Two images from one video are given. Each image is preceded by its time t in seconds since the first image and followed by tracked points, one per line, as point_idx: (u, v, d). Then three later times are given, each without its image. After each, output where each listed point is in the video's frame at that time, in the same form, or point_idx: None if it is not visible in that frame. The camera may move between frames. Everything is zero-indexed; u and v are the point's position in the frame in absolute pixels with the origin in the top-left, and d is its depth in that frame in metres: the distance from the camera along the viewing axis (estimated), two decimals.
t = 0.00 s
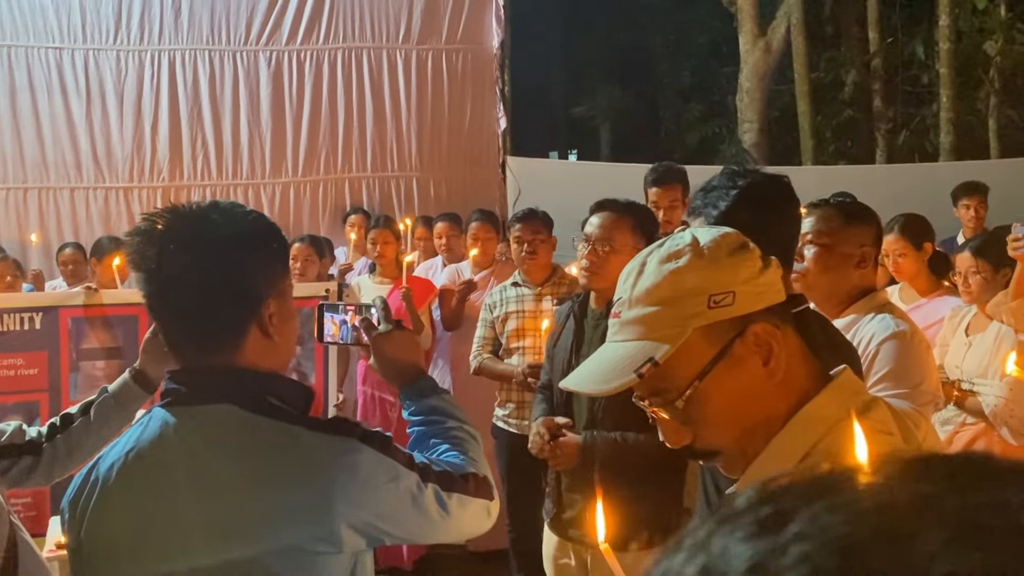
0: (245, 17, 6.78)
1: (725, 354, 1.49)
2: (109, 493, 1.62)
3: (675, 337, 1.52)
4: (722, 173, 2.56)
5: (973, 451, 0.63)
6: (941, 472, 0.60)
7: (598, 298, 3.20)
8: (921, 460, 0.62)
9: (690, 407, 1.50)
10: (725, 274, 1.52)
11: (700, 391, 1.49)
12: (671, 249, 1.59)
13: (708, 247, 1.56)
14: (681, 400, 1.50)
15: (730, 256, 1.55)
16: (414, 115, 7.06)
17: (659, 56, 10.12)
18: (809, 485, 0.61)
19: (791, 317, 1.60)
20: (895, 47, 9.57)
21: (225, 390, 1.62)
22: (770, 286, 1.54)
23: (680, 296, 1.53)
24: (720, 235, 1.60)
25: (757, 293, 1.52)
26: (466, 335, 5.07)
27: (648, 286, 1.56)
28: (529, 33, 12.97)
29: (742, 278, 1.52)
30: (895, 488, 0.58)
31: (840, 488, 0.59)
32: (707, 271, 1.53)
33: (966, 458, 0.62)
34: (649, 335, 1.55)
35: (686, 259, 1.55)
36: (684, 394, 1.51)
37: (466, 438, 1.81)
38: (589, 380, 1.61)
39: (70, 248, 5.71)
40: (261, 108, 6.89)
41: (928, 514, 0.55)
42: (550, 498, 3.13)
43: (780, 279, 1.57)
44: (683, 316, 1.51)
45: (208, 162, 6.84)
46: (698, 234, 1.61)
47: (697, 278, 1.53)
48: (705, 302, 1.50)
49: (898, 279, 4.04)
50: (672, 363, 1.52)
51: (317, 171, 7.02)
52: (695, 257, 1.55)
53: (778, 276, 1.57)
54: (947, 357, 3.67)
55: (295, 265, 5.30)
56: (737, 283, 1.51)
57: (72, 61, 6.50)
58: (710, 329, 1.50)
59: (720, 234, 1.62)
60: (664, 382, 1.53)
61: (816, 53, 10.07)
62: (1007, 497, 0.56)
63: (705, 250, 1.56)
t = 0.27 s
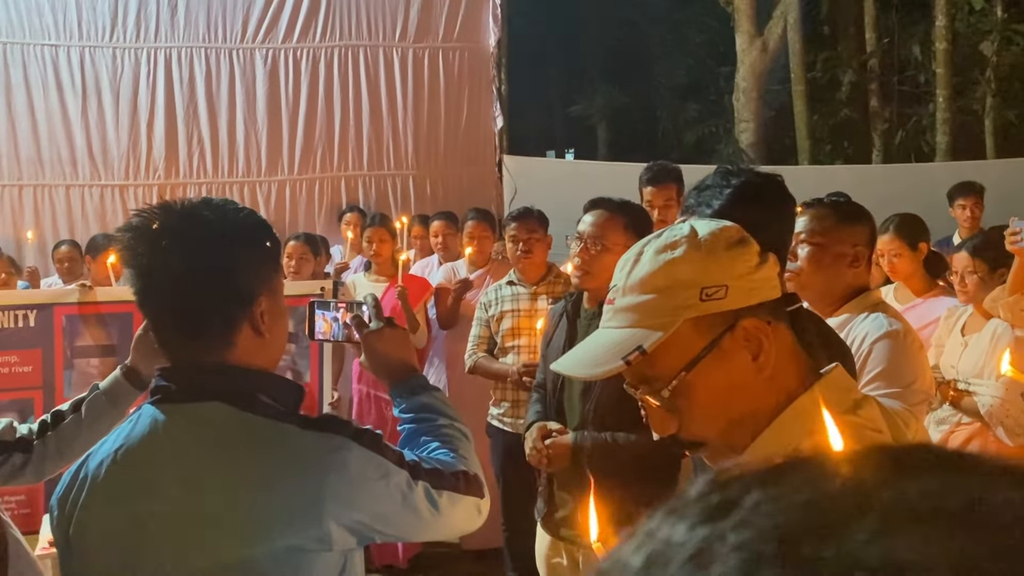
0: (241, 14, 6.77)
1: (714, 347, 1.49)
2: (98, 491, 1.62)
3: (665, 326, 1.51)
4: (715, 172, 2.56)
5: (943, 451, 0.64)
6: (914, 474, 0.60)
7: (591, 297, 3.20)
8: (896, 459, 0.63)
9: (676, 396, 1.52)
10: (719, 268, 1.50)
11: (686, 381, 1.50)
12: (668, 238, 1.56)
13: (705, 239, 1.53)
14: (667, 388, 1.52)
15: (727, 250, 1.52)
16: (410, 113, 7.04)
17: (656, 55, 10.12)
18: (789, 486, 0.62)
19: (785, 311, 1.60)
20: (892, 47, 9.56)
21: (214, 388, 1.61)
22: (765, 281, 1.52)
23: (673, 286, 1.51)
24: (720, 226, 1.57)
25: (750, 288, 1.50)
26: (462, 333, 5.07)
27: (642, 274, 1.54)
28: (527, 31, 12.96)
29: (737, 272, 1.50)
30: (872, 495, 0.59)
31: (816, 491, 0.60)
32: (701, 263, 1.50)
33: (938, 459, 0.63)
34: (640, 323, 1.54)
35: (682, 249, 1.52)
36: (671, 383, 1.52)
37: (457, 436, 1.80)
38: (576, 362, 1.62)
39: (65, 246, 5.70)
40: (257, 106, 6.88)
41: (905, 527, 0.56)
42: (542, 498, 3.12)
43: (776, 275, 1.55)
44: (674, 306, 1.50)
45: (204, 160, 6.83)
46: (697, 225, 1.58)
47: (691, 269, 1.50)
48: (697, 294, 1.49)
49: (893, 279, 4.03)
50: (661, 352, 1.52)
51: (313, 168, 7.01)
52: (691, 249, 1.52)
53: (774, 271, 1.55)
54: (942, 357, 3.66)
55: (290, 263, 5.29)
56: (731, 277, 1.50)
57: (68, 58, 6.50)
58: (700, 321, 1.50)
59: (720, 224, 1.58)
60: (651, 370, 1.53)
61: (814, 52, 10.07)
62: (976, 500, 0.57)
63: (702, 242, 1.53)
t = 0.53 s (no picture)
0: (238, 12, 6.76)
1: (702, 338, 1.51)
2: (89, 487, 1.61)
3: (657, 310, 1.55)
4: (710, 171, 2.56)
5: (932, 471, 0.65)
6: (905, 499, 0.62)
7: (586, 296, 3.20)
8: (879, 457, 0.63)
9: (659, 379, 1.54)
10: (716, 260, 1.52)
11: (672, 365, 1.53)
12: (673, 226, 1.58)
13: (707, 231, 1.55)
14: (653, 369, 1.55)
15: (727, 244, 1.54)
16: (407, 111, 7.02)
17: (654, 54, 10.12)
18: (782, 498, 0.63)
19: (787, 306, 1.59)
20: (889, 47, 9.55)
21: (207, 385, 1.61)
22: (763, 278, 1.53)
23: (668, 273, 1.54)
24: (726, 218, 1.59)
25: (745, 284, 1.51)
26: (458, 332, 5.06)
27: (642, 259, 1.58)
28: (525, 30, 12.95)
29: (733, 266, 1.52)
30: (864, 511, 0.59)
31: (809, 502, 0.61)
32: (698, 254, 1.53)
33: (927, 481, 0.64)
34: (634, 305, 1.58)
35: (682, 238, 1.55)
36: (656, 366, 1.55)
37: (451, 434, 1.80)
38: (575, 338, 1.68)
39: (61, 243, 5.70)
40: (254, 104, 6.87)
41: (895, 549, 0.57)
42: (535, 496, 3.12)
43: (778, 275, 1.55)
44: (667, 292, 1.54)
45: (200, 157, 6.82)
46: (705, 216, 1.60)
47: (689, 258, 1.53)
48: (690, 283, 1.52)
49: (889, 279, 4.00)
50: (649, 335, 1.55)
51: (309, 167, 7.00)
52: (690, 240, 1.55)
53: (775, 268, 1.56)
54: (939, 357, 3.65)
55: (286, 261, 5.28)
56: (726, 271, 1.52)
57: (64, 55, 6.50)
58: (690, 311, 1.52)
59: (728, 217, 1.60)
60: (640, 352, 1.57)
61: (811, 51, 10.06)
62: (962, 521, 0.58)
63: (703, 233, 1.55)
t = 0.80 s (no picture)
0: (236, 10, 6.76)
1: (697, 332, 1.53)
2: (88, 486, 1.61)
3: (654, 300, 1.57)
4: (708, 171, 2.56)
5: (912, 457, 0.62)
6: (867, 475, 0.58)
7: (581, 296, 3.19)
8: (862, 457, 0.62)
9: (653, 366, 1.57)
10: (716, 256, 1.52)
11: (666, 355, 1.55)
12: (679, 219, 1.59)
13: (711, 227, 1.55)
14: (648, 357, 1.57)
15: (729, 242, 1.54)
16: (406, 109, 7.01)
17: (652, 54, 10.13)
18: (746, 471, 0.60)
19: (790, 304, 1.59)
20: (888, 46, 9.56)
21: (206, 385, 1.61)
22: (765, 278, 1.52)
23: (667, 265, 1.56)
24: (733, 216, 1.59)
25: (743, 283, 1.51)
26: (455, 330, 5.06)
27: (646, 251, 1.59)
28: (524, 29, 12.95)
29: (733, 265, 1.52)
30: (826, 488, 0.57)
31: (774, 479, 0.58)
32: (698, 250, 1.53)
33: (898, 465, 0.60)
34: (634, 293, 1.60)
35: (685, 233, 1.56)
36: (651, 354, 1.58)
37: (448, 435, 1.80)
38: (576, 319, 1.72)
39: (59, 241, 5.70)
40: (252, 103, 6.86)
41: (859, 525, 0.53)
42: (530, 496, 3.10)
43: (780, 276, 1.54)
44: (665, 283, 1.55)
45: (199, 156, 6.83)
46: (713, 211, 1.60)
47: (689, 253, 1.54)
48: (687, 278, 1.53)
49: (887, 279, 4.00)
50: (645, 323, 1.58)
51: (308, 165, 7.00)
52: (692, 235, 1.55)
53: (779, 269, 1.55)
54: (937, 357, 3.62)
55: (284, 259, 5.29)
56: (726, 268, 1.52)
57: (62, 53, 6.51)
58: (686, 305, 1.54)
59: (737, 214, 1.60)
60: (636, 339, 1.60)
61: (810, 51, 10.06)
62: (930, 506, 0.55)
63: (706, 229, 1.55)
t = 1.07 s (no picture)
0: (236, 8, 6.75)
1: (694, 327, 1.53)
2: (86, 484, 1.61)
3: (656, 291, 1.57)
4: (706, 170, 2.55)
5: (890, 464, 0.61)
6: (839, 477, 0.57)
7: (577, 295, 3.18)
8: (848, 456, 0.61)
9: (650, 356, 1.59)
10: (719, 253, 1.52)
11: (662, 346, 1.56)
12: (687, 213, 1.58)
13: (718, 224, 1.55)
14: (646, 346, 1.59)
15: (734, 240, 1.53)
16: (405, 107, 6.99)
17: (652, 52, 10.13)
18: (720, 470, 0.59)
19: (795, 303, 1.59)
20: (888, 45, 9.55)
21: (204, 383, 1.61)
22: (768, 280, 1.52)
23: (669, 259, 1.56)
24: (742, 213, 1.58)
25: (744, 282, 1.50)
26: (455, 328, 5.05)
27: (653, 241, 1.59)
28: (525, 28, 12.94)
29: (736, 263, 1.51)
30: (797, 489, 0.55)
31: (746, 480, 0.57)
32: (701, 245, 1.53)
33: (875, 469, 0.59)
34: (637, 283, 1.61)
35: (690, 227, 1.55)
36: (649, 344, 1.59)
37: (446, 433, 1.79)
38: (582, 304, 1.74)
39: (59, 238, 5.69)
40: (252, 100, 6.86)
41: (827, 525, 0.52)
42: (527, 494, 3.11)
43: (785, 277, 1.54)
44: (667, 276, 1.55)
45: (198, 153, 6.83)
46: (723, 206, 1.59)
47: (693, 247, 1.53)
48: (688, 272, 1.53)
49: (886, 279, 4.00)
50: (643, 313, 1.59)
51: (307, 163, 6.99)
52: (697, 231, 1.54)
53: (784, 270, 1.54)
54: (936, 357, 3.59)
55: (283, 257, 5.28)
56: (729, 266, 1.51)
57: (62, 50, 6.52)
58: (685, 299, 1.54)
59: (747, 210, 1.59)
60: (635, 328, 1.61)
61: (810, 49, 10.05)
62: (898, 510, 0.53)
63: (712, 224, 1.55)
